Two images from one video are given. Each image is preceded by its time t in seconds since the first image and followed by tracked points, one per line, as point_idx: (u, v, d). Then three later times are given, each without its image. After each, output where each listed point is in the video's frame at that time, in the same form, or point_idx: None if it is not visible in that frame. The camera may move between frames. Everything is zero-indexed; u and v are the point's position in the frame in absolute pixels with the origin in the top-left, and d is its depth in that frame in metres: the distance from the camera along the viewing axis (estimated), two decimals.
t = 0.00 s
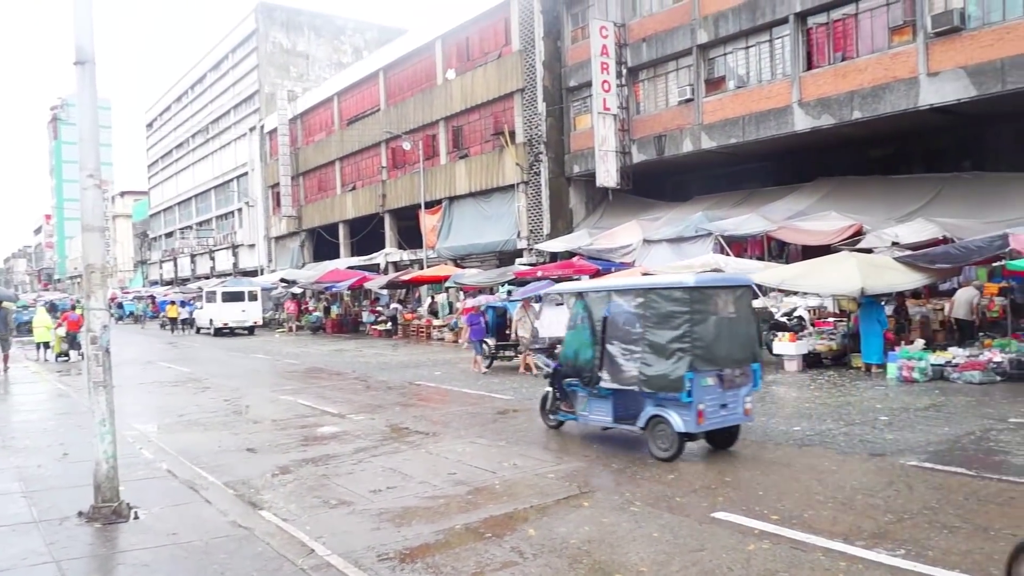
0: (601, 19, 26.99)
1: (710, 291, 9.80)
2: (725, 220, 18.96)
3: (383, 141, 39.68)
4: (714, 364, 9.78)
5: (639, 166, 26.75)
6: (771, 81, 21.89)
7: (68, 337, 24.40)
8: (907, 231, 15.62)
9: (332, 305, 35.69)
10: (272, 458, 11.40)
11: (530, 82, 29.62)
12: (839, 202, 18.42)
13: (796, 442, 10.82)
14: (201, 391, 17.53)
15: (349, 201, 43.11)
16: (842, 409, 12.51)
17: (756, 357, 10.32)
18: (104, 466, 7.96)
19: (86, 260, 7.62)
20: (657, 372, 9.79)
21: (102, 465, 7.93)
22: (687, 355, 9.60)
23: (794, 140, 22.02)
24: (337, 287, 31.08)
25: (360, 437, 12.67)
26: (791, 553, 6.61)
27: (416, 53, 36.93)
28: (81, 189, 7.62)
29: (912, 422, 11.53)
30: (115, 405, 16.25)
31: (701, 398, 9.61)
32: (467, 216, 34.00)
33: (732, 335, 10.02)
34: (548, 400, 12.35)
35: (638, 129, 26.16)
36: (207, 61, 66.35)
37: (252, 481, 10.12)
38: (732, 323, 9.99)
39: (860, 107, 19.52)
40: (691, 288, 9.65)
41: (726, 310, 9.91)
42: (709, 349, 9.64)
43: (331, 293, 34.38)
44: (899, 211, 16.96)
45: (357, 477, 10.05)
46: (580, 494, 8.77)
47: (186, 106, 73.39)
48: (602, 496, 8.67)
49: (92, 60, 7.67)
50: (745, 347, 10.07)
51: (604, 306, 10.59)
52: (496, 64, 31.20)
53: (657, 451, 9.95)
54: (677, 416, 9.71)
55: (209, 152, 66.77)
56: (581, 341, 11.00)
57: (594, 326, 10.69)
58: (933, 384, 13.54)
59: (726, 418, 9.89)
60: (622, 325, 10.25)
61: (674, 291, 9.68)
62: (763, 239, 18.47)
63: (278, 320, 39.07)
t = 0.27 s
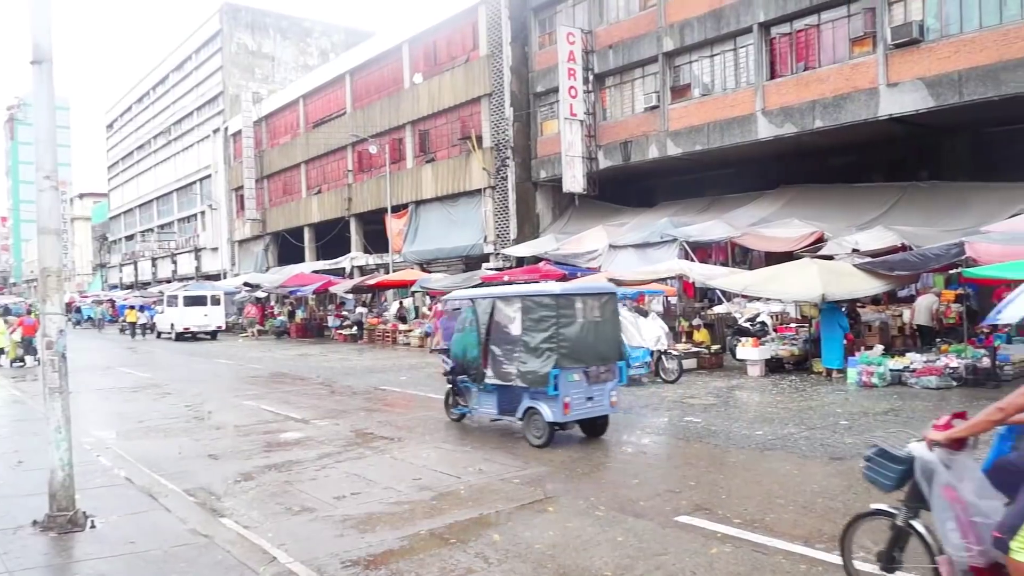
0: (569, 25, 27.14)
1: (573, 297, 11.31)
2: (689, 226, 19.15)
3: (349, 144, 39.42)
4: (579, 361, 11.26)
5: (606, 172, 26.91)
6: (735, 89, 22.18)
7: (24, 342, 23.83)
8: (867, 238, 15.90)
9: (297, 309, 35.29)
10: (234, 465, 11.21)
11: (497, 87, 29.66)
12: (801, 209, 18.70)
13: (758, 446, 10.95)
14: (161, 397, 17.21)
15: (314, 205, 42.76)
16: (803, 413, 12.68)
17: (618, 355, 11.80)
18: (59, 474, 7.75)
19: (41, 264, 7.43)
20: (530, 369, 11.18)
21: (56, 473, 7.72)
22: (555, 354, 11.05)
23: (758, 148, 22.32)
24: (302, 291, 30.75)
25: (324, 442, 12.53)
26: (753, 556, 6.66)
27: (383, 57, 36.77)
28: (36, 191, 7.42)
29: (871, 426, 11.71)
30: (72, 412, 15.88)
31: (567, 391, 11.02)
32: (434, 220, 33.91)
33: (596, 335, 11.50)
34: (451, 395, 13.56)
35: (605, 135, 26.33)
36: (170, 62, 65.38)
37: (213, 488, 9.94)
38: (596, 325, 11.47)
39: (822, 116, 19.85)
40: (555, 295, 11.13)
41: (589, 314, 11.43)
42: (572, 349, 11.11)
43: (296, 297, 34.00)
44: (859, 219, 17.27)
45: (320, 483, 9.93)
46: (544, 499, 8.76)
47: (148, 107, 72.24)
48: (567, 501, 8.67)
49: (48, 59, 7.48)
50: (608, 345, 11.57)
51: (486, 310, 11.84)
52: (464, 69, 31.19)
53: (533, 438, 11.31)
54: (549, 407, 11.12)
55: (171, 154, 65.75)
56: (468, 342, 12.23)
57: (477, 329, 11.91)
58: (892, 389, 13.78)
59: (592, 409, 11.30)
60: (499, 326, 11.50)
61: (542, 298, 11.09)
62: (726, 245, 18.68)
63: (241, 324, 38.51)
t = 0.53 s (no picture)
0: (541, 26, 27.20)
1: (470, 299, 12.39)
2: (662, 226, 19.28)
3: (321, 144, 39.13)
4: (474, 356, 12.35)
5: (578, 172, 27.01)
6: (706, 91, 22.38)
7: None
8: (836, 238, 16.11)
9: (268, 310, 34.97)
10: (204, 468, 11.08)
11: (470, 87, 29.61)
12: (771, 210, 18.93)
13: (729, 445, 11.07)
14: (129, 399, 16.96)
15: (285, 205, 42.39)
16: (773, 411, 12.84)
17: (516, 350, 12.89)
18: (23, 479, 7.60)
19: (4, 265, 7.27)
20: (429, 363, 12.29)
21: (21, 478, 7.57)
22: (449, 351, 12.15)
23: (729, 149, 22.54)
24: (273, 291, 30.47)
25: (296, 445, 12.43)
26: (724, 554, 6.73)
27: (355, 56, 36.53)
28: None
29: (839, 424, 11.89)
30: (36, 415, 15.58)
31: (463, 383, 12.15)
32: (406, 220, 33.79)
33: (491, 333, 12.58)
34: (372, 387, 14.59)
35: (577, 135, 26.42)
36: (137, 60, 64.41)
37: (183, 491, 9.81)
38: (491, 323, 12.56)
39: (791, 118, 20.09)
40: (453, 297, 12.22)
41: (485, 314, 12.52)
42: (468, 345, 12.23)
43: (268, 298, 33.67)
44: (828, 220, 17.51)
45: (292, 486, 9.85)
46: (518, 499, 8.77)
47: (115, 105, 71.10)
48: (541, 501, 8.69)
49: (11, 57, 7.32)
50: (502, 342, 12.64)
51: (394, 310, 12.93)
52: (436, 69, 31.10)
53: (438, 425, 12.51)
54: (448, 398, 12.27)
55: (139, 153, 64.77)
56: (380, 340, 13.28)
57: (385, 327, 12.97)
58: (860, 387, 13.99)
59: (489, 398, 12.43)
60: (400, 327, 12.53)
61: (441, 300, 12.18)
62: (698, 246, 18.84)
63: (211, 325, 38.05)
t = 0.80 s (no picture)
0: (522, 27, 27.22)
1: (388, 300, 13.47)
2: (642, 227, 19.34)
3: (301, 144, 38.94)
4: (392, 352, 13.51)
5: (559, 173, 27.05)
6: (686, 92, 22.50)
7: None
8: (814, 239, 16.22)
9: (247, 311, 34.71)
10: (183, 470, 10.98)
11: (451, 88, 29.58)
12: (751, 211, 19.04)
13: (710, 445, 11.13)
14: (106, 402, 16.76)
15: (265, 206, 42.13)
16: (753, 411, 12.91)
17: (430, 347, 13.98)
18: None
19: None
20: (349, 359, 13.33)
21: None
22: (368, 347, 13.27)
23: (708, 150, 22.67)
24: (252, 292, 30.23)
25: (276, 447, 12.34)
26: (705, 552, 6.76)
27: (335, 56, 36.37)
28: None
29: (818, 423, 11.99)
30: (11, 419, 15.36)
31: (379, 376, 13.22)
32: (387, 221, 33.67)
33: (407, 332, 13.75)
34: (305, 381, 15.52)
35: (558, 136, 26.47)
36: (114, 59, 63.73)
37: (161, 494, 9.71)
38: (407, 323, 13.73)
39: (770, 119, 20.24)
40: (372, 298, 13.28)
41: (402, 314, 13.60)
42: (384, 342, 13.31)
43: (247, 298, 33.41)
44: (806, 221, 17.64)
45: (272, 488, 9.77)
46: (499, 500, 8.75)
47: (91, 105, 70.30)
48: (522, 502, 8.68)
49: None
50: (418, 339, 13.81)
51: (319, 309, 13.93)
52: (417, 69, 31.03)
53: (358, 415, 13.55)
54: (367, 390, 13.36)
55: (116, 152, 64.08)
56: (309, 337, 14.17)
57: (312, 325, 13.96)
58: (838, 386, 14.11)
59: (405, 391, 13.48)
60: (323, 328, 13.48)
61: (360, 301, 13.24)
62: (678, 246, 18.91)
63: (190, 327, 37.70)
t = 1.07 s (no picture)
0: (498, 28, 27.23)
1: (307, 303, 14.46)
2: (617, 229, 19.41)
3: (275, 144, 38.63)
4: (310, 349, 14.48)
5: (534, 174, 27.10)
6: (660, 94, 22.63)
7: None
8: (786, 241, 16.38)
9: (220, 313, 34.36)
10: (153, 474, 10.83)
11: (426, 88, 29.51)
12: (724, 212, 19.20)
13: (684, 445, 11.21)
14: (75, 405, 16.50)
15: (238, 206, 41.76)
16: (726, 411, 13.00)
17: (349, 345, 15.00)
18: None
19: None
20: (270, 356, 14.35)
21: None
22: (288, 346, 14.27)
23: (683, 152, 22.81)
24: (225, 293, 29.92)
25: (248, 449, 12.22)
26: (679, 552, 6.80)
27: (310, 55, 36.13)
28: None
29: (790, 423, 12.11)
30: None
31: (298, 372, 14.26)
32: (362, 222, 33.50)
33: (325, 330, 14.72)
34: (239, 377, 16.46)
35: (533, 137, 26.51)
36: (84, 56, 62.82)
37: (131, 498, 9.57)
38: (326, 322, 14.70)
39: (743, 121, 20.41)
40: (291, 301, 14.26)
41: (321, 315, 14.59)
42: (302, 340, 14.32)
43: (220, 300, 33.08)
44: (779, 223, 17.82)
45: (244, 491, 9.66)
46: (473, 501, 8.73)
47: (60, 103, 69.21)
48: (496, 503, 8.67)
49: None
50: (336, 337, 14.78)
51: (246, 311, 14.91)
52: (393, 69, 30.91)
53: (280, 409, 14.54)
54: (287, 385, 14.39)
55: (86, 151, 63.13)
56: (238, 336, 15.17)
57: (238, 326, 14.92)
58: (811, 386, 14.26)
59: (324, 385, 14.52)
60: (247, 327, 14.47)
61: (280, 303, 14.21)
62: (653, 247, 19.00)
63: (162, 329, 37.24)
